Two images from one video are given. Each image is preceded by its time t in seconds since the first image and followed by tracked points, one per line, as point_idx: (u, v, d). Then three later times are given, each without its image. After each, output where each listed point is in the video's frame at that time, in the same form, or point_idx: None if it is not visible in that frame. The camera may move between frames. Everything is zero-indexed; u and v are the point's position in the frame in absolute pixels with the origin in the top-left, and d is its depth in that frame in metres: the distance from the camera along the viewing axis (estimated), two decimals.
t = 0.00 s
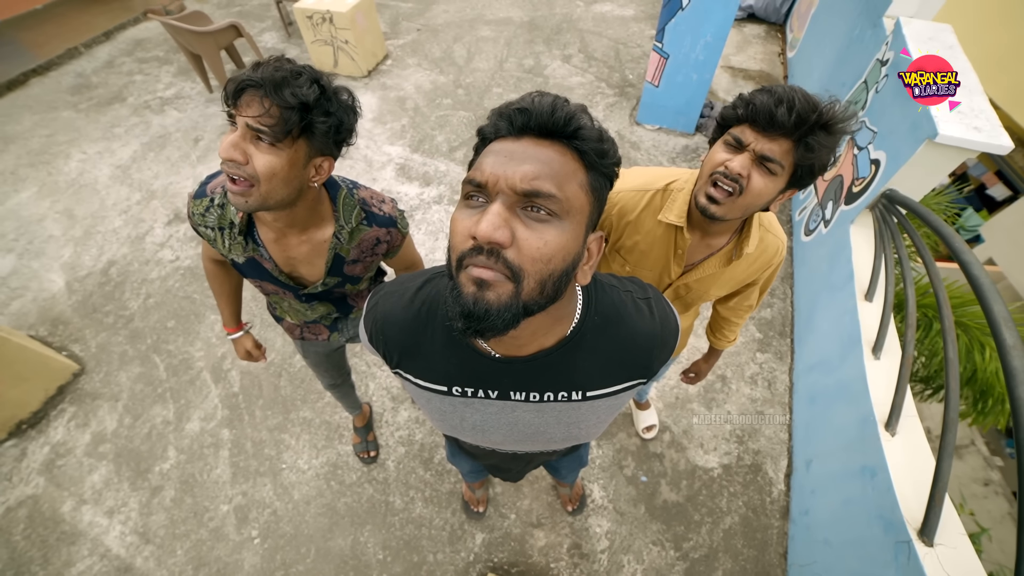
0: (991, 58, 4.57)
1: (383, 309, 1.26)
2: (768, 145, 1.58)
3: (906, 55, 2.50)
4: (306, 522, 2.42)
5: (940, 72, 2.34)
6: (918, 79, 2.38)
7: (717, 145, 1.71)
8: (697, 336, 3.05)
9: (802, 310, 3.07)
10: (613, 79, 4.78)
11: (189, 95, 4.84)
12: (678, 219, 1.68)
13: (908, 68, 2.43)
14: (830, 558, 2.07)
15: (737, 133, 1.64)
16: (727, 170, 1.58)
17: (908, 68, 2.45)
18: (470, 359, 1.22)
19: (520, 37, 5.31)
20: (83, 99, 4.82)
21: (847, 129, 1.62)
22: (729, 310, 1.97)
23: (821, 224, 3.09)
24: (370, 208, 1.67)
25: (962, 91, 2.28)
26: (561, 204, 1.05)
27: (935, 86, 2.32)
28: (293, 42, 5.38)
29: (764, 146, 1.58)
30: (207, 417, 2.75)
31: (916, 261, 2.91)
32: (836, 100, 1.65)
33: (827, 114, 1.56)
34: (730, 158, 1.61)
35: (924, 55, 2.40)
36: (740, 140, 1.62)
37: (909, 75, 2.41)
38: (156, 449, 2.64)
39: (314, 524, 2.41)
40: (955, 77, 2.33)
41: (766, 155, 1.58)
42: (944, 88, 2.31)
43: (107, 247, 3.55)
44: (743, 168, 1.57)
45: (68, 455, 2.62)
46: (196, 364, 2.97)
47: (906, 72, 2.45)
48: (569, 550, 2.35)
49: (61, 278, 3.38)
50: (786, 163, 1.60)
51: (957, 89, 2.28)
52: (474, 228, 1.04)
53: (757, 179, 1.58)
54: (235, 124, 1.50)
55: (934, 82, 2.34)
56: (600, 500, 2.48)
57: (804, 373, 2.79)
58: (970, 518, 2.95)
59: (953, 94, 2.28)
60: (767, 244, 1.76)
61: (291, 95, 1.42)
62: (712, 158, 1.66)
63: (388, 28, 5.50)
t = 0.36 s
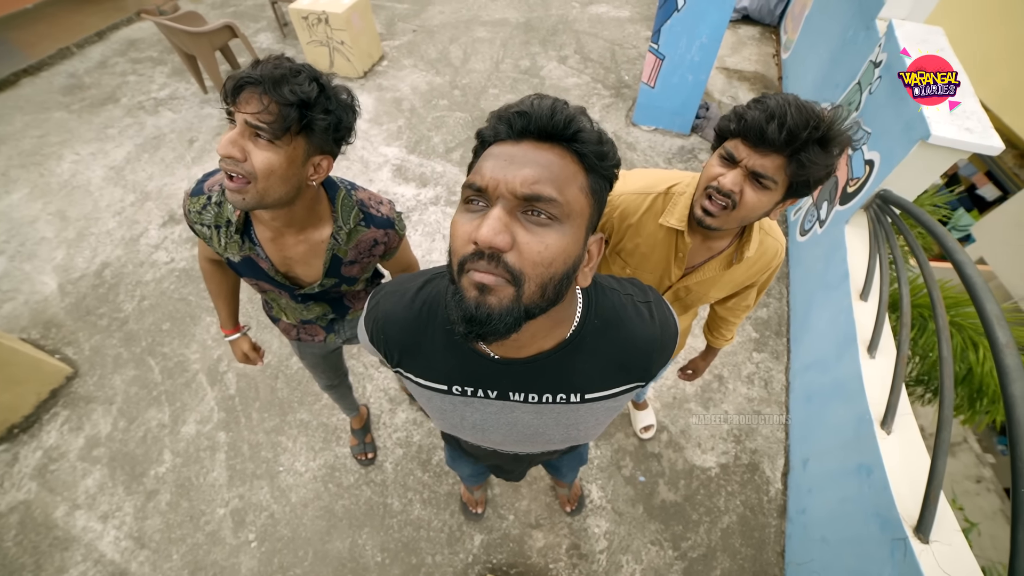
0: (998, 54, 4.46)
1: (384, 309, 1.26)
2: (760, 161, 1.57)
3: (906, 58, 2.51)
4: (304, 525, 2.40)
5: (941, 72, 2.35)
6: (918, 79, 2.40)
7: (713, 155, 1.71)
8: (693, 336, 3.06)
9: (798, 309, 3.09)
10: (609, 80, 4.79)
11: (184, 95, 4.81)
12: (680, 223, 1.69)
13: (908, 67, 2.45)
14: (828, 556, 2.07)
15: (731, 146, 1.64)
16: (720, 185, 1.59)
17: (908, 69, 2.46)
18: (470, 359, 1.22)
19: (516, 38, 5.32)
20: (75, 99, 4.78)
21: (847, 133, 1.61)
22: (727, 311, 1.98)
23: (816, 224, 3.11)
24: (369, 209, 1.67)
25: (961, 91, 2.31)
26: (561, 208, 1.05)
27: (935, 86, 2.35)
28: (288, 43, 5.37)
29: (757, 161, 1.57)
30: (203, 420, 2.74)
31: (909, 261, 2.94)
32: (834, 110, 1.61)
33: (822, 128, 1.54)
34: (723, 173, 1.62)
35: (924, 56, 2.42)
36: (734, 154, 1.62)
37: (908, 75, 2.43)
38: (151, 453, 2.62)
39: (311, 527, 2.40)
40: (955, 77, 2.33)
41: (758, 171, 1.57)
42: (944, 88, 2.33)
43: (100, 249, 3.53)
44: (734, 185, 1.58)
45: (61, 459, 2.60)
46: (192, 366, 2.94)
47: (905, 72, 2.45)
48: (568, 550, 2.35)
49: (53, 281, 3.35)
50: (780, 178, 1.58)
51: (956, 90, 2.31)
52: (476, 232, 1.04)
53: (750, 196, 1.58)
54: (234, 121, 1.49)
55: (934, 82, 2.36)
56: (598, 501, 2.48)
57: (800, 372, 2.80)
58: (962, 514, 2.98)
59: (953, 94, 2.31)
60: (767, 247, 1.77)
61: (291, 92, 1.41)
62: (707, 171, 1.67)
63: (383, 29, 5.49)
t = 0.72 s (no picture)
0: (995, 42, 4.45)
1: (388, 325, 1.26)
2: (755, 164, 1.56)
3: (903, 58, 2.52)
4: (303, 530, 2.39)
5: (941, 72, 2.34)
6: (918, 79, 2.38)
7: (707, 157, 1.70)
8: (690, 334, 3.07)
9: (793, 305, 3.11)
10: (602, 81, 4.81)
11: (175, 99, 4.78)
12: (677, 224, 1.71)
13: (908, 67, 2.44)
14: (826, 550, 2.09)
15: (724, 151, 1.63)
16: (715, 189, 1.60)
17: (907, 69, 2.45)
18: (474, 373, 1.21)
19: (509, 39, 5.32)
20: (64, 103, 4.73)
21: (841, 133, 1.61)
22: (725, 309, 1.99)
23: (809, 222, 3.14)
24: (363, 209, 1.66)
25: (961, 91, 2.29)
26: (554, 226, 1.05)
27: (935, 86, 2.33)
28: (280, 46, 5.34)
29: (752, 165, 1.57)
30: (199, 425, 2.71)
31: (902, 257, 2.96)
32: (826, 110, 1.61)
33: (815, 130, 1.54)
34: (718, 176, 1.62)
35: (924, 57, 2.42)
36: (727, 158, 1.62)
37: (909, 75, 2.41)
38: (147, 460, 2.59)
39: (311, 531, 2.39)
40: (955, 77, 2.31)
41: (754, 174, 1.57)
42: (944, 88, 2.31)
43: (92, 255, 3.49)
44: (729, 188, 1.58)
45: (54, 468, 2.57)
46: (187, 371, 2.92)
47: (905, 72, 2.44)
48: (569, 550, 2.35)
49: (44, 287, 3.31)
50: (775, 180, 1.58)
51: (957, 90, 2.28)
52: (472, 259, 1.04)
53: (746, 198, 1.58)
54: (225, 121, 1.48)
55: (934, 82, 2.35)
56: (598, 500, 2.49)
57: (796, 369, 2.82)
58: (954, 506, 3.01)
59: (953, 94, 2.29)
60: (764, 246, 1.79)
61: (282, 88, 1.40)
62: (702, 174, 1.67)
63: (376, 31, 5.48)
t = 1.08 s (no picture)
0: (991, 32, 4.44)
1: (392, 322, 1.26)
2: (747, 163, 1.57)
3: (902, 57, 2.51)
4: (305, 535, 2.38)
5: (941, 72, 2.33)
6: (918, 79, 2.38)
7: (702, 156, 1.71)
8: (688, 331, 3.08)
9: (790, 300, 3.13)
10: (596, 79, 4.82)
11: (167, 105, 4.75)
12: (673, 221, 1.70)
13: (908, 67, 2.43)
14: (828, 542, 2.10)
15: (718, 150, 1.64)
16: (709, 188, 1.60)
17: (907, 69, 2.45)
18: (479, 367, 1.21)
19: (501, 39, 5.32)
20: (54, 111, 4.70)
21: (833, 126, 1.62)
22: (723, 306, 2.00)
23: (805, 216, 3.16)
24: (357, 210, 1.66)
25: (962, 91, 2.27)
26: (554, 216, 1.05)
27: (935, 86, 2.32)
28: (271, 50, 5.32)
29: (746, 164, 1.57)
30: (198, 432, 2.70)
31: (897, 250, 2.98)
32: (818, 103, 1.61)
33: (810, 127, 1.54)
34: (712, 175, 1.62)
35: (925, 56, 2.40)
36: (722, 156, 1.62)
37: (909, 75, 2.40)
38: (146, 468, 2.58)
39: (313, 536, 2.38)
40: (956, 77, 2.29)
41: (746, 173, 1.57)
42: (944, 88, 2.30)
43: (86, 263, 3.46)
44: (722, 188, 1.58)
45: (52, 478, 2.55)
46: (185, 378, 2.90)
47: (905, 72, 2.43)
48: (572, 549, 2.35)
49: (38, 296, 3.28)
50: (767, 178, 1.58)
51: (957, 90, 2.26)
52: (474, 249, 1.04)
53: (738, 197, 1.59)
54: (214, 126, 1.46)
55: (934, 82, 2.34)
56: (600, 498, 2.49)
57: (795, 363, 2.84)
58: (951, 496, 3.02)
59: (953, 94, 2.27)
60: (760, 241, 1.79)
61: (271, 91, 1.39)
62: (696, 173, 1.67)
63: (368, 33, 5.47)
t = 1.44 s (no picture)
0: (992, 31, 4.42)
1: (386, 306, 1.25)
2: (740, 159, 1.57)
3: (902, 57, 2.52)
4: (303, 535, 2.37)
5: (941, 72, 2.32)
6: (918, 79, 2.39)
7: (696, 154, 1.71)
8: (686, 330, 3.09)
9: (787, 299, 3.15)
10: (593, 78, 4.82)
11: (163, 103, 4.72)
12: (670, 218, 1.70)
13: (908, 67, 2.43)
14: (826, 540, 2.11)
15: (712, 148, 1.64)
16: (702, 187, 1.61)
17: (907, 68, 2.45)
18: (474, 348, 1.20)
19: (499, 38, 5.31)
20: (48, 109, 4.66)
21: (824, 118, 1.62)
22: (722, 305, 2.00)
23: (802, 215, 3.17)
24: (353, 208, 1.65)
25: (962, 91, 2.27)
26: (550, 188, 1.05)
27: (935, 86, 2.32)
28: (268, 48, 5.30)
29: (739, 160, 1.57)
30: (195, 432, 2.69)
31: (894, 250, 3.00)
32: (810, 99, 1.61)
33: (804, 120, 1.54)
34: (705, 173, 1.63)
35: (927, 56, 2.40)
36: (715, 154, 1.62)
37: (909, 75, 2.40)
38: (143, 468, 2.56)
39: (311, 536, 2.37)
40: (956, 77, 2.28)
41: (739, 169, 1.57)
42: (944, 88, 2.29)
43: (81, 262, 3.44)
44: (715, 186, 1.59)
45: (47, 479, 2.53)
46: (182, 378, 2.89)
47: (905, 72, 2.44)
48: (570, 547, 2.36)
49: (33, 296, 3.26)
50: (761, 175, 1.58)
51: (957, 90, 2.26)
52: (471, 221, 1.04)
53: (731, 194, 1.59)
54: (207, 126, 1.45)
55: (935, 82, 2.34)
56: (598, 497, 2.49)
57: (792, 362, 2.85)
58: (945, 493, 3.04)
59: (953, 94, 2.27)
60: (757, 239, 1.80)
61: (265, 89, 1.38)
62: (691, 171, 1.67)
63: (365, 32, 5.45)
